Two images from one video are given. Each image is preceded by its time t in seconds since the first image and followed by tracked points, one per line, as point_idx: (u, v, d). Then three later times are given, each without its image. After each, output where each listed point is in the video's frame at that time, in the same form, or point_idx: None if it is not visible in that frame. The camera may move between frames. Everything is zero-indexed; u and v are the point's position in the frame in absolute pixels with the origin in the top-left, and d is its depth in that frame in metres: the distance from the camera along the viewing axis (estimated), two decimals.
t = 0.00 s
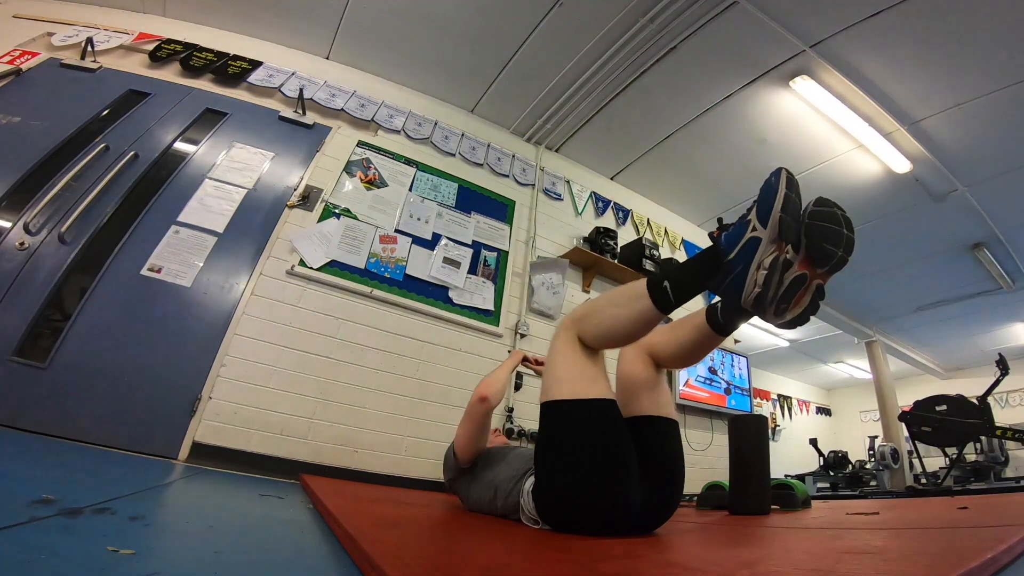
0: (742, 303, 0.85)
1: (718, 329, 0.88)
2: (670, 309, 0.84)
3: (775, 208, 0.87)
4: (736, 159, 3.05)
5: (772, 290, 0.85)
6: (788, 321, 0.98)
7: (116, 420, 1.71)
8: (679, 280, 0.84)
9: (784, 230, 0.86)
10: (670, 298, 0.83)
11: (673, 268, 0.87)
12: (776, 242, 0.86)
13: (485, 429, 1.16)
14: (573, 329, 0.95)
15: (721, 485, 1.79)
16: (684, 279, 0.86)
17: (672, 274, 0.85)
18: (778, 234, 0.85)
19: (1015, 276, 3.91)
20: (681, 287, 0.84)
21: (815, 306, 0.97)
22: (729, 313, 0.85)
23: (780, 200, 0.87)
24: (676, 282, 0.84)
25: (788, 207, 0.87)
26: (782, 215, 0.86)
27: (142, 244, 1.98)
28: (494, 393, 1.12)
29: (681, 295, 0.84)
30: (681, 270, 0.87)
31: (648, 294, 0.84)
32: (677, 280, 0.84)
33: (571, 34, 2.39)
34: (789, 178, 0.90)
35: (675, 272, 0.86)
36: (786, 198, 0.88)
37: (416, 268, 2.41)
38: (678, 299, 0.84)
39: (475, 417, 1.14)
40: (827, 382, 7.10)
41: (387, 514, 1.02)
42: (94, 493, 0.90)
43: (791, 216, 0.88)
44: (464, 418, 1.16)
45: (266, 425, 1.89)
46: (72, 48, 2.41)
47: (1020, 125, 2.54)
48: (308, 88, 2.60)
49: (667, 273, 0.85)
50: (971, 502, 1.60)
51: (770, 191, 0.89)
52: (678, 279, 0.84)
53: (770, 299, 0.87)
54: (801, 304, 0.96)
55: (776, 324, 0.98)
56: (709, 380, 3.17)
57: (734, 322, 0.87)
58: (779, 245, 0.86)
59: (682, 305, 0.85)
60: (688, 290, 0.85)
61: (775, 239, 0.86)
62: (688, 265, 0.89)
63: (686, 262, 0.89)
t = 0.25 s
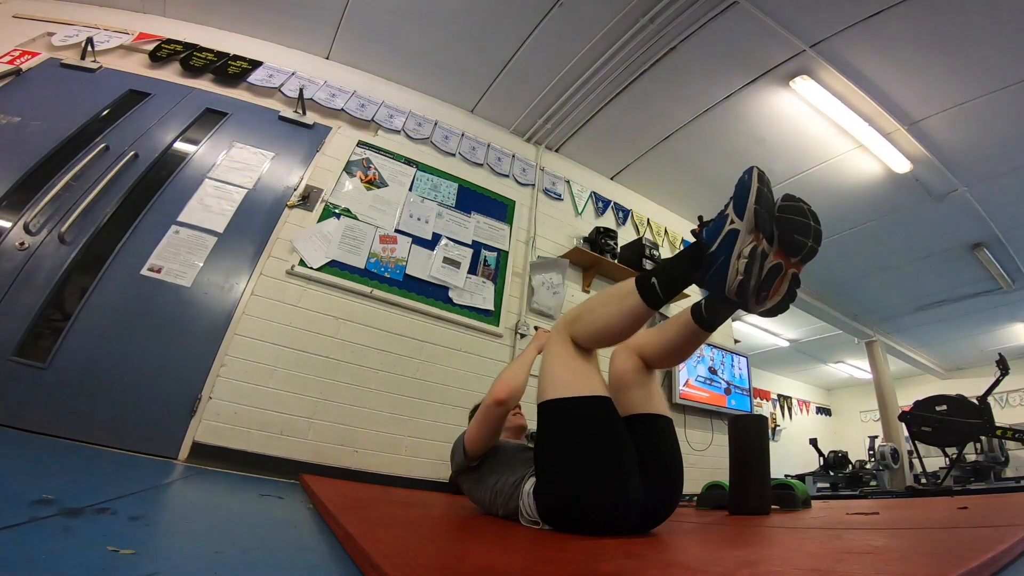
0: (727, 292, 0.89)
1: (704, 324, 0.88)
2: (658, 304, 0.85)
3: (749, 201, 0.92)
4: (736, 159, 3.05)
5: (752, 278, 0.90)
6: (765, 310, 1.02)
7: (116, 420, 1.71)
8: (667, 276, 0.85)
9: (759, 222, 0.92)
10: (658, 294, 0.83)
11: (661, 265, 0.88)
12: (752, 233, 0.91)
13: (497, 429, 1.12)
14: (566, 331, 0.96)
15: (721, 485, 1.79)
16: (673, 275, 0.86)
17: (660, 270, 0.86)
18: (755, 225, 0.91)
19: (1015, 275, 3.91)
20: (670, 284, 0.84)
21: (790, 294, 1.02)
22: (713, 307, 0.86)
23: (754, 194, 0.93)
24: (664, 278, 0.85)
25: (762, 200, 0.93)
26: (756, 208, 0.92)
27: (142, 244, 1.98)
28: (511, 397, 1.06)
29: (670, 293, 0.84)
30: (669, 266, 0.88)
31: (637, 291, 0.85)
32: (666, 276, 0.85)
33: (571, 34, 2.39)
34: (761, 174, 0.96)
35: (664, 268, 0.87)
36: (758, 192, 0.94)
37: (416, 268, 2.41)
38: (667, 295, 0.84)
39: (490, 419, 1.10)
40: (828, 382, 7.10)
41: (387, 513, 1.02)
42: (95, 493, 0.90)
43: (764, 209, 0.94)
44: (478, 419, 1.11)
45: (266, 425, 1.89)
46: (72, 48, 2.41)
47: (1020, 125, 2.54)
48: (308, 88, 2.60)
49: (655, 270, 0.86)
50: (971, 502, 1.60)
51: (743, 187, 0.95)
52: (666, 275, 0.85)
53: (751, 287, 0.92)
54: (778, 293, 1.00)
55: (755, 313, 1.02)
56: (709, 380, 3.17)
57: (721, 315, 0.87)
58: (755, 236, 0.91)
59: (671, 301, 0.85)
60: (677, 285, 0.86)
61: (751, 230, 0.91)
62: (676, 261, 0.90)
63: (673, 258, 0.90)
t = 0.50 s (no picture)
0: (721, 290, 0.88)
1: (698, 323, 0.88)
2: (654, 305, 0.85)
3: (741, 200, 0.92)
4: (736, 159, 3.05)
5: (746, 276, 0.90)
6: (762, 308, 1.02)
7: (116, 420, 1.71)
8: (663, 276, 0.85)
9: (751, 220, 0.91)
10: (655, 294, 0.84)
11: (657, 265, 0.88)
12: (746, 231, 0.91)
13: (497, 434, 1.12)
14: (562, 333, 0.96)
15: (721, 485, 1.79)
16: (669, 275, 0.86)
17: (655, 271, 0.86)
18: (747, 223, 0.91)
19: (1016, 276, 3.91)
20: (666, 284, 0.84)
21: (784, 292, 1.02)
22: (707, 307, 0.86)
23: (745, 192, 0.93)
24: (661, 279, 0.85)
25: (753, 198, 0.93)
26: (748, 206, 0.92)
27: (142, 244, 1.98)
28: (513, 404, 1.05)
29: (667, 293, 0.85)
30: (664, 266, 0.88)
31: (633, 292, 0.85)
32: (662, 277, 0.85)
33: (571, 33, 2.39)
34: (751, 174, 0.96)
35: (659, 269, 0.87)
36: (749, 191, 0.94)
37: (416, 268, 2.41)
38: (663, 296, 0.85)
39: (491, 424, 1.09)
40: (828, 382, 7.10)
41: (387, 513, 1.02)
42: (94, 493, 0.90)
43: (756, 207, 0.93)
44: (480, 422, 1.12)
45: (266, 425, 1.89)
46: (72, 48, 2.41)
47: (1020, 125, 2.54)
48: (308, 88, 2.60)
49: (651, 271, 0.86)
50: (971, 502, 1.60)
51: (734, 185, 0.95)
52: (662, 276, 0.85)
53: (746, 285, 0.91)
54: (773, 291, 1.00)
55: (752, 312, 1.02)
56: (709, 380, 3.17)
57: (714, 314, 0.87)
58: (748, 234, 0.91)
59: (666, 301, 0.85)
60: (673, 285, 0.86)
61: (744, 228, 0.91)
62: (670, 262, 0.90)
63: (668, 258, 0.90)
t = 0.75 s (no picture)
0: (738, 290, 0.90)
1: (712, 325, 0.88)
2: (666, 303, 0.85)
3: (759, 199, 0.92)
4: (736, 159, 3.05)
5: (764, 276, 0.90)
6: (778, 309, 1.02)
7: (116, 420, 1.71)
8: (678, 274, 0.85)
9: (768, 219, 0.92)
10: (665, 293, 0.84)
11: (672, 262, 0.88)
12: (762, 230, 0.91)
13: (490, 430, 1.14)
14: (568, 332, 0.96)
15: (721, 485, 1.79)
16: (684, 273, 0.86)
17: (670, 268, 0.86)
18: (764, 223, 0.92)
19: (1016, 276, 3.91)
20: (680, 282, 0.84)
21: (801, 293, 1.02)
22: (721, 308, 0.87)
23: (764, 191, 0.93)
24: (675, 276, 0.85)
25: (771, 198, 0.93)
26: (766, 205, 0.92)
27: (142, 244, 1.98)
28: (502, 396, 1.08)
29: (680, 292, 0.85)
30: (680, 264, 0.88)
31: (646, 290, 0.85)
32: (677, 275, 0.85)
33: (571, 33, 2.39)
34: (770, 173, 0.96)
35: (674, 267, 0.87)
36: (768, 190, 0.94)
37: (416, 268, 2.41)
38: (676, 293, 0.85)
39: (482, 418, 1.11)
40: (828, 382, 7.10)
41: (387, 513, 1.02)
42: (94, 493, 0.90)
43: (774, 206, 0.94)
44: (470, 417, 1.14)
45: (266, 425, 1.89)
46: (72, 47, 2.41)
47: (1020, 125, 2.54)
48: (308, 88, 2.60)
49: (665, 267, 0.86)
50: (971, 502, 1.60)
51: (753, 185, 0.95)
52: (677, 273, 0.85)
53: (763, 286, 0.92)
54: (789, 291, 1.01)
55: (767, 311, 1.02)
56: (709, 380, 3.17)
57: (727, 315, 0.88)
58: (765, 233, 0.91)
59: (677, 301, 0.86)
60: (687, 283, 0.86)
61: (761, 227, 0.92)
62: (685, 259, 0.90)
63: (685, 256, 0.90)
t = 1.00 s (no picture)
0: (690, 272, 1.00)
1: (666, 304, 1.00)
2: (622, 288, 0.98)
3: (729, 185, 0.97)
4: (736, 159, 3.05)
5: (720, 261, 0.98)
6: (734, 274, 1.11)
7: (115, 420, 1.71)
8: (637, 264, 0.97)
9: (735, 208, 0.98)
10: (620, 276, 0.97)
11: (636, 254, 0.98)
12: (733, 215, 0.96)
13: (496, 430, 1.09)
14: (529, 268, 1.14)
15: (721, 485, 1.79)
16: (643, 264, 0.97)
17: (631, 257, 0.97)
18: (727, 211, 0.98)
19: (1015, 276, 3.91)
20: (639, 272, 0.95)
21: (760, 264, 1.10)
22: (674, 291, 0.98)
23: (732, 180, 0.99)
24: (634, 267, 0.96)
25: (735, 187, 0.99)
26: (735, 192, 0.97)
27: (142, 244, 1.98)
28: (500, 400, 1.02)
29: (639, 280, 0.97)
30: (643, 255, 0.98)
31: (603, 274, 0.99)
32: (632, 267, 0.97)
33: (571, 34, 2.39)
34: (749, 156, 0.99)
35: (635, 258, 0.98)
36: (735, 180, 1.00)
37: (416, 268, 2.42)
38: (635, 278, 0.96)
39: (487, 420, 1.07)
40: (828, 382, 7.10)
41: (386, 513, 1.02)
42: (94, 493, 0.90)
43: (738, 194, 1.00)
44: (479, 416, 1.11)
45: (267, 425, 1.89)
46: (72, 48, 2.41)
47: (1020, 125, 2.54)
48: (308, 88, 2.60)
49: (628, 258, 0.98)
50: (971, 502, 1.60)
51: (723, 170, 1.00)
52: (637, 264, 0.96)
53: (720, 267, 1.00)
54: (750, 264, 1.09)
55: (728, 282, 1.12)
56: (709, 380, 3.17)
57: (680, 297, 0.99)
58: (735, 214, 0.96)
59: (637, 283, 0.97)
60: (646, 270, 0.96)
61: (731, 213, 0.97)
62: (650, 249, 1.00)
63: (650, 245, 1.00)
